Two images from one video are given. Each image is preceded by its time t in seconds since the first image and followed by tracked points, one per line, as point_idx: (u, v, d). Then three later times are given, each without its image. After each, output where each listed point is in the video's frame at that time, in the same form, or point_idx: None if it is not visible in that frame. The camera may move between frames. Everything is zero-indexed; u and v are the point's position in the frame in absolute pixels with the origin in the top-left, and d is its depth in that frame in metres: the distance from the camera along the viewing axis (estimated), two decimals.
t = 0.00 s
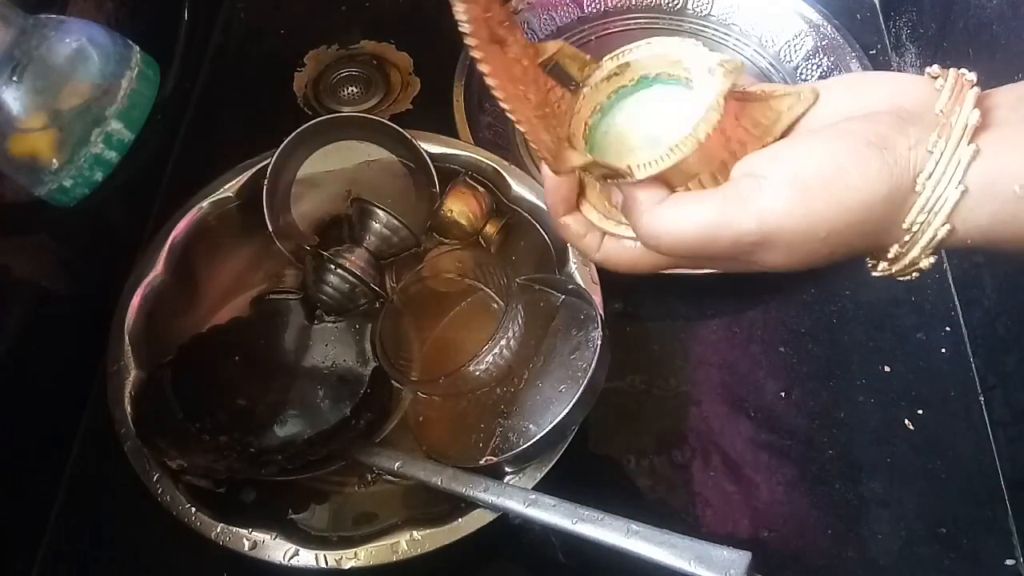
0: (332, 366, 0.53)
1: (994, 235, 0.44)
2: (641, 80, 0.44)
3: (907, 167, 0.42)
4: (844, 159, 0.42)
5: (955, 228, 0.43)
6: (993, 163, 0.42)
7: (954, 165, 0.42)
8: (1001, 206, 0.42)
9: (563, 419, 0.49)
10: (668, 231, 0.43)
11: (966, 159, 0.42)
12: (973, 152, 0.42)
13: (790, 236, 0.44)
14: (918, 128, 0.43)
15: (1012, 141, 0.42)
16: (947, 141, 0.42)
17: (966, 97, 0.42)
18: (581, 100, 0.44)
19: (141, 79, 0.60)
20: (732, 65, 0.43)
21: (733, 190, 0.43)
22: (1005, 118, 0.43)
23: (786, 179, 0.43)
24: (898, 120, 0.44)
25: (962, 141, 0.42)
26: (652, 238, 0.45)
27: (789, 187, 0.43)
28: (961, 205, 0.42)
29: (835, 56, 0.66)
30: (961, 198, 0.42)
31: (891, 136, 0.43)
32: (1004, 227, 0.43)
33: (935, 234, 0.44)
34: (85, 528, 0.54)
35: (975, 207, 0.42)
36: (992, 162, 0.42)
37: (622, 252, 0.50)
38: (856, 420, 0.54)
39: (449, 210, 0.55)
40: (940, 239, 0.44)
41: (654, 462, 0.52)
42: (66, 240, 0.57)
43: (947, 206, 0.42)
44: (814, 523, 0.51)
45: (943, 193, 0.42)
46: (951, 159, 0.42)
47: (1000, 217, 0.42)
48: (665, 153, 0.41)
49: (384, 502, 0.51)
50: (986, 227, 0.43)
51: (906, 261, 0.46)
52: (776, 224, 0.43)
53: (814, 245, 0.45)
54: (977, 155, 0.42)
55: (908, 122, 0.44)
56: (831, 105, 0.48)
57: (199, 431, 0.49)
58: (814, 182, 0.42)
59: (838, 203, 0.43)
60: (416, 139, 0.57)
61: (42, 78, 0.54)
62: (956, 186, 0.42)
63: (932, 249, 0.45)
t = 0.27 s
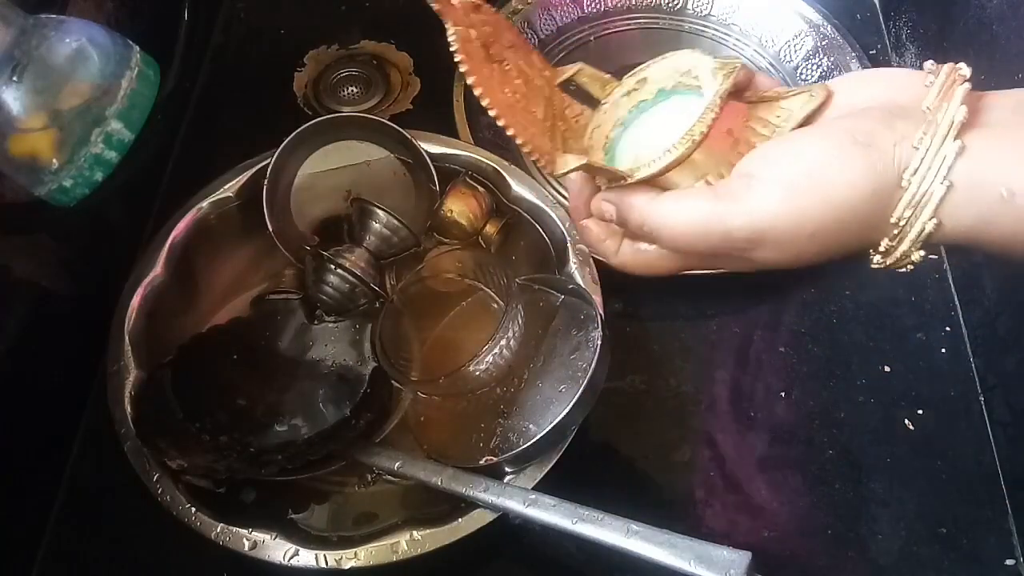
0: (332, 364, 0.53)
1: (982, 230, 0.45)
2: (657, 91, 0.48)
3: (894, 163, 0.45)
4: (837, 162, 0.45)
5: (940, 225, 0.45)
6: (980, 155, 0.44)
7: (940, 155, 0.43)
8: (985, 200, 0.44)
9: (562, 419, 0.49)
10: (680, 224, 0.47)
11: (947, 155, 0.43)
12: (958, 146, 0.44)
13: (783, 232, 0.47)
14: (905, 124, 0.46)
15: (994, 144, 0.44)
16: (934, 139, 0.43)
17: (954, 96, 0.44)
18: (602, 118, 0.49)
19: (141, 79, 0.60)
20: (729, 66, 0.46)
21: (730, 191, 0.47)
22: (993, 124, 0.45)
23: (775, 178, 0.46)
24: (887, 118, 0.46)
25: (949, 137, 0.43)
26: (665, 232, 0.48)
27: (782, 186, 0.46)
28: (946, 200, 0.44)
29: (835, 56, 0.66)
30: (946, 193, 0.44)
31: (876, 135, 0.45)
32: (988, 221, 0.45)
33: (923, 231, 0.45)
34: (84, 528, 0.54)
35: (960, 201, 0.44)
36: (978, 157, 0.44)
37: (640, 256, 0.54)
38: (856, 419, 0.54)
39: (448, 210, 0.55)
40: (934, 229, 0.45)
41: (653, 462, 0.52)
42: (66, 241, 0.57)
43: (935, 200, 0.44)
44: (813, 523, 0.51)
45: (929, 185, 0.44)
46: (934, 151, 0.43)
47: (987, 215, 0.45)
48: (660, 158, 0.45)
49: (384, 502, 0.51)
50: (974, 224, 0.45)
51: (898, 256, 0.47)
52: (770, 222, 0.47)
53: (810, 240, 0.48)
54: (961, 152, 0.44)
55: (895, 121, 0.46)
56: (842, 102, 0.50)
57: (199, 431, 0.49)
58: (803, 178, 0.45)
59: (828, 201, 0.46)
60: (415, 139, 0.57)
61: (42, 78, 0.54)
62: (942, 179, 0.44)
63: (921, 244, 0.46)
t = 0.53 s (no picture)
0: (331, 364, 0.53)
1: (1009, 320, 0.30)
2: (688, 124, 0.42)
3: (910, 254, 0.30)
4: (875, 223, 0.30)
5: (965, 314, 0.30)
6: None
7: (962, 223, 0.29)
8: None
9: (562, 419, 0.49)
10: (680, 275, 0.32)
11: None
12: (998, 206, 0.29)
13: (801, 310, 0.32)
14: (931, 195, 0.31)
15: None
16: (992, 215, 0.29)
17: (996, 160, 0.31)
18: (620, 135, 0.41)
19: (141, 79, 0.60)
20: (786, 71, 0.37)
21: (755, 233, 0.31)
22: None
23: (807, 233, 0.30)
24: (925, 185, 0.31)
25: (988, 202, 0.30)
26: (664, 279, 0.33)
27: (808, 239, 0.30)
28: (1000, 284, 0.29)
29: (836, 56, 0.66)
30: (974, 276, 0.29)
31: (907, 197, 0.31)
32: None
33: (942, 314, 0.30)
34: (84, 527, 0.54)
35: (988, 295, 0.29)
36: None
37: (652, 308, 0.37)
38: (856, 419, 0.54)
39: (449, 210, 0.55)
40: None
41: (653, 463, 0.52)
42: (66, 241, 0.57)
43: (960, 277, 0.29)
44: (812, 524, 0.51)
45: (943, 258, 0.30)
46: None
47: None
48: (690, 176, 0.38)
49: (384, 501, 0.51)
50: None
51: None
52: (803, 291, 0.31)
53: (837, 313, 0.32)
54: None
55: (931, 187, 0.31)
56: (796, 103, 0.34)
57: (199, 431, 0.49)
58: (836, 240, 0.30)
59: (865, 275, 0.31)
60: (415, 139, 0.57)
61: (42, 78, 0.54)
62: (961, 284, 0.29)
63: (946, 321, 0.31)
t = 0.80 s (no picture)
0: (331, 365, 0.52)
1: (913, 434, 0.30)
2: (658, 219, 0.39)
3: (839, 370, 0.31)
4: (810, 335, 0.31)
5: (886, 420, 0.30)
6: None
7: (880, 349, 0.30)
8: None
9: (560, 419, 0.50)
10: (628, 360, 0.34)
11: None
12: (918, 339, 0.29)
13: (730, 401, 0.33)
14: (850, 303, 0.32)
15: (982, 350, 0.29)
16: (947, 338, 0.29)
17: (919, 294, 0.31)
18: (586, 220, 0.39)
19: (141, 79, 0.59)
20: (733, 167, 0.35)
21: (691, 337, 0.33)
22: None
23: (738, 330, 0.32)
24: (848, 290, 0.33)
25: (918, 318, 0.30)
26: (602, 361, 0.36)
27: (741, 335, 0.32)
28: (915, 402, 0.29)
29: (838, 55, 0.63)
30: (887, 386, 0.30)
31: (834, 299, 0.32)
32: None
33: (862, 418, 0.31)
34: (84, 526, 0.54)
35: (916, 407, 0.29)
36: None
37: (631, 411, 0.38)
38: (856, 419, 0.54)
39: (448, 210, 0.55)
40: None
41: (653, 463, 0.52)
42: (65, 240, 0.57)
43: (882, 382, 0.30)
44: (812, 523, 0.51)
45: (873, 368, 0.30)
46: (947, 368, 0.29)
47: None
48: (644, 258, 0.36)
49: (384, 502, 0.51)
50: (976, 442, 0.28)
51: None
52: (739, 392, 0.33)
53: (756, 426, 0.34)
54: None
55: (864, 291, 0.32)
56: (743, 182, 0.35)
57: (199, 432, 0.49)
58: (769, 339, 0.31)
59: (799, 379, 0.32)
60: (416, 139, 0.57)
61: (42, 78, 0.54)
62: (880, 393, 0.30)
63: (867, 429, 0.31)
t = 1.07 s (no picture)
0: (331, 364, 0.53)
1: (858, 448, 0.29)
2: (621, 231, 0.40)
3: (764, 374, 0.30)
4: (744, 342, 0.30)
5: (815, 423, 0.29)
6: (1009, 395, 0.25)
7: (810, 351, 0.29)
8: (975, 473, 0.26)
9: (559, 420, 0.51)
10: (579, 354, 0.35)
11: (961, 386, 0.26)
12: (848, 348, 0.28)
13: (669, 402, 0.33)
14: (787, 312, 0.30)
15: (914, 364, 0.27)
16: (875, 351, 0.28)
17: (851, 307, 0.30)
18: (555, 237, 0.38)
19: (141, 79, 0.59)
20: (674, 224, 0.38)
21: (634, 339, 0.32)
22: None
23: (672, 340, 0.32)
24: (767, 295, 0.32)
25: (845, 327, 0.29)
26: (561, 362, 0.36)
27: (679, 336, 0.31)
28: (845, 408, 0.28)
29: (836, 56, 0.64)
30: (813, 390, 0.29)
31: (771, 310, 0.31)
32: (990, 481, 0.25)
33: (793, 420, 0.30)
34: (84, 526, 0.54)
35: (845, 415, 0.28)
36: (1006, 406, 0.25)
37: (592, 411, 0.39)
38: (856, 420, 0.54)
39: (448, 210, 0.54)
40: None
41: (652, 463, 0.52)
42: (65, 241, 0.57)
43: (805, 390, 0.29)
44: (812, 523, 0.51)
45: (798, 372, 0.29)
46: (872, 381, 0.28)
47: (962, 436, 0.26)
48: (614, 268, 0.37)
49: (385, 501, 0.51)
50: (904, 454, 0.27)
51: None
52: (674, 395, 0.32)
53: (697, 430, 0.34)
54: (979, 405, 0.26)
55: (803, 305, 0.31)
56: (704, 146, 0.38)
57: (198, 432, 0.49)
58: (702, 345, 0.31)
59: (726, 383, 0.31)
60: (416, 139, 0.57)
61: (42, 78, 0.54)
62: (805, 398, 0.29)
63: (796, 433, 0.30)
